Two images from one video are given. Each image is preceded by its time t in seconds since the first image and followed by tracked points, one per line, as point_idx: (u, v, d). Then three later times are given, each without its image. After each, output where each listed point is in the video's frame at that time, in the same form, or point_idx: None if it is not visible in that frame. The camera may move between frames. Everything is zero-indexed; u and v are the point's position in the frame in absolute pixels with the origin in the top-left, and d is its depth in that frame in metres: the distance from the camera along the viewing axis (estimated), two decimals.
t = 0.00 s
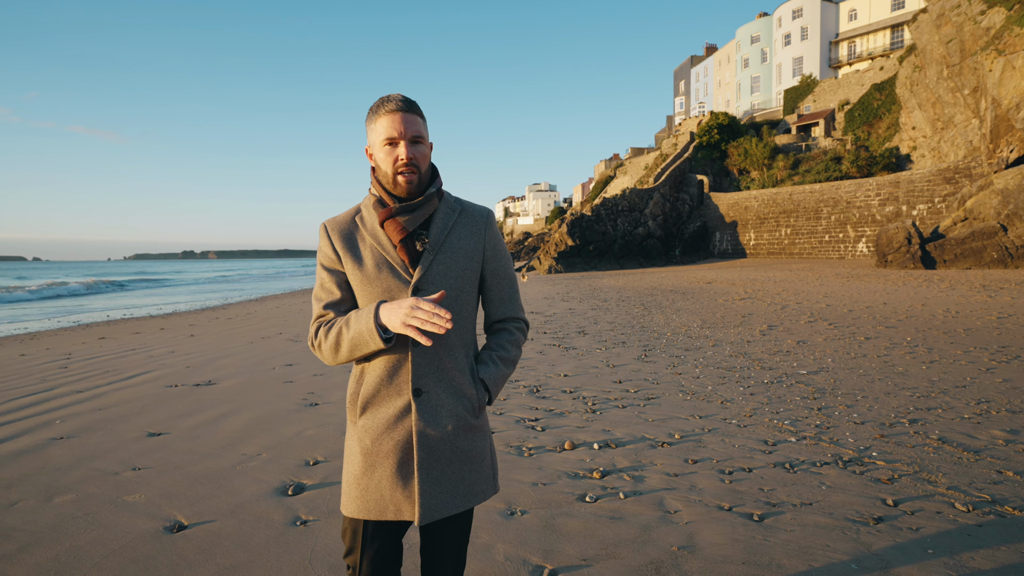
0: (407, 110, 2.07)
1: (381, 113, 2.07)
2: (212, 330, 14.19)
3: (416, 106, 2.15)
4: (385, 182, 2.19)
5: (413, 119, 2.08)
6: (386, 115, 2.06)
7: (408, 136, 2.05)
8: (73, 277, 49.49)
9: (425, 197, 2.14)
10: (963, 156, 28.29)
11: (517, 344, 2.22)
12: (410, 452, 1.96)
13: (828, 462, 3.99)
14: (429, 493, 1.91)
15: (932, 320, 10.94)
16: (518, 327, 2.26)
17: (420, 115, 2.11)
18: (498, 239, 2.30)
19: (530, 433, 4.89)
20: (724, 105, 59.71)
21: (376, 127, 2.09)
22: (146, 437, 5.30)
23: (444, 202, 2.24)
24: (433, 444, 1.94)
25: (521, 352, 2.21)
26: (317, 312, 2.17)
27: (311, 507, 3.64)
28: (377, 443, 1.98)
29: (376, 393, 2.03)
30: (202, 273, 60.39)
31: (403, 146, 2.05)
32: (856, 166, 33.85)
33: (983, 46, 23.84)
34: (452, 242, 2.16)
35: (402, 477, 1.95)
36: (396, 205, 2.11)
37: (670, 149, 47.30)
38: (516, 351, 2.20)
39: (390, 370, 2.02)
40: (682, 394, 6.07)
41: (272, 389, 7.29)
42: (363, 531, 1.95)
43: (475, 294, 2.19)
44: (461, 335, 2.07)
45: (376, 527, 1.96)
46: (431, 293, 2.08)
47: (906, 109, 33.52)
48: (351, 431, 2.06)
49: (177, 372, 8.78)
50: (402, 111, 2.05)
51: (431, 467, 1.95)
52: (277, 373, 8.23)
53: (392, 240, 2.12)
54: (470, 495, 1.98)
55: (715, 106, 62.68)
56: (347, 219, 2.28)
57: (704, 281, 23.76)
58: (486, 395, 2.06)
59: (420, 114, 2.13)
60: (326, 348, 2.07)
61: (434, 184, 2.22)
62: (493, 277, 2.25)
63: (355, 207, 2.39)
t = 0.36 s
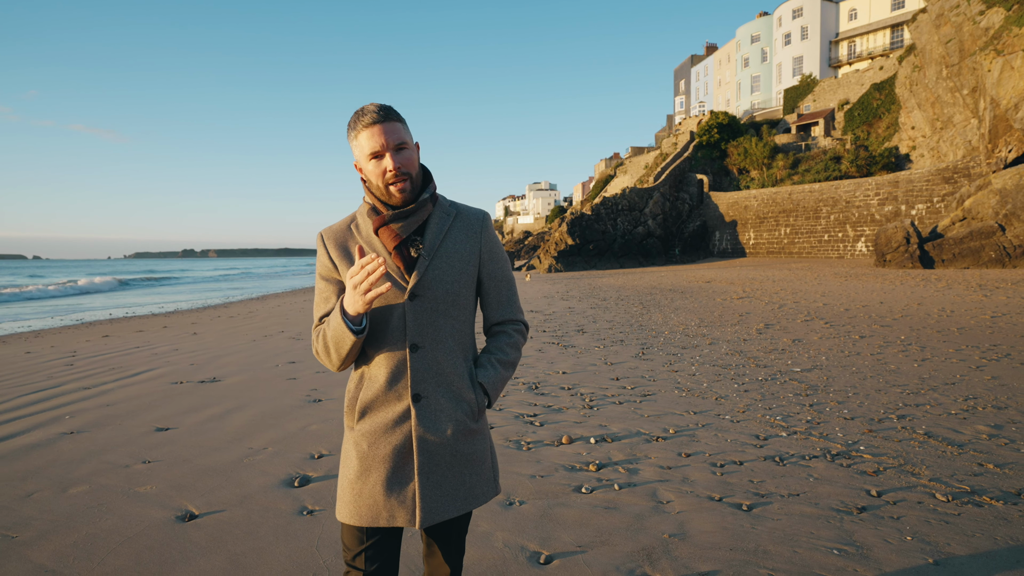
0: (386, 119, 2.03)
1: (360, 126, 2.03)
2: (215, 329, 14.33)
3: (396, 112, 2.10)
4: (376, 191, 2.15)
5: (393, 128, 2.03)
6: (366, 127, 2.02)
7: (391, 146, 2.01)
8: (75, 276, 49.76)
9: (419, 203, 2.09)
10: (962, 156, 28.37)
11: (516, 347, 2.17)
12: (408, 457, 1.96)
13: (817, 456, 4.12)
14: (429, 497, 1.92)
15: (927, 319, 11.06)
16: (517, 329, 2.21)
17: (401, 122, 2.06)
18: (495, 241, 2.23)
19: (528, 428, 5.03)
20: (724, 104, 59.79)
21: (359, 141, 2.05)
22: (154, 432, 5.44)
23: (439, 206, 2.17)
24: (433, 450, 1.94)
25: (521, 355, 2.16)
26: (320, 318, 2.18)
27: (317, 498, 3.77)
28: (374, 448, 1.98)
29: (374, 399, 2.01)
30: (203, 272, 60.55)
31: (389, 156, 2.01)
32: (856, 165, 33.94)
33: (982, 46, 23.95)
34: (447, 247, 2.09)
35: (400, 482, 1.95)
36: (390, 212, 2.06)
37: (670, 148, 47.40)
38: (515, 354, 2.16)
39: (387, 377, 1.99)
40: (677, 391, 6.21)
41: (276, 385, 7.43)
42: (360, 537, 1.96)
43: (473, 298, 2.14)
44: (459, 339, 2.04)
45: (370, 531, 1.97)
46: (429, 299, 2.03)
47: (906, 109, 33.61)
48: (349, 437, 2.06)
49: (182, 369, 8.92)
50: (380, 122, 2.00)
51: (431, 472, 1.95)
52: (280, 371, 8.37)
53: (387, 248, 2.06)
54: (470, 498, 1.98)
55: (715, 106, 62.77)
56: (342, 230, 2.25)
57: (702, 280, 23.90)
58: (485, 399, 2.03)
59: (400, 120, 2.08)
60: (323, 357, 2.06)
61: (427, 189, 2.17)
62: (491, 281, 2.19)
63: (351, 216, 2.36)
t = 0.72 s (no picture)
0: (351, 119, 2.05)
1: (325, 127, 2.05)
2: (219, 327, 14.50)
3: (360, 110, 2.13)
4: (345, 195, 2.17)
5: (358, 128, 2.05)
6: (332, 129, 2.04)
7: (358, 146, 2.04)
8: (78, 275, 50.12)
9: (391, 203, 2.13)
10: (961, 155, 28.49)
11: (497, 342, 2.23)
12: (399, 460, 2.01)
13: (806, 448, 4.27)
14: (423, 500, 1.98)
15: (922, 317, 11.19)
16: (497, 324, 2.27)
17: (366, 121, 2.09)
18: (471, 235, 2.28)
19: (528, 423, 5.18)
20: (724, 104, 59.92)
21: (324, 142, 2.07)
22: (164, 426, 5.60)
23: (411, 204, 2.21)
24: (423, 451, 1.99)
25: (503, 349, 2.22)
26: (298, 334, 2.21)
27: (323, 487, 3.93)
28: (363, 456, 2.01)
29: (359, 407, 2.05)
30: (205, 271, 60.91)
31: (356, 157, 2.03)
32: (855, 164, 34.03)
33: (980, 46, 24.08)
34: (424, 245, 2.13)
35: (391, 487, 2.00)
36: (363, 214, 2.10)
37: (669, 147, 47.52)
38: (498, 349, 2.22)
39: (372, 388, 2.02)
40: (673, 386, 6.37)
41: (280, 382, 7.60)
42: (355, 544, 2.01)
43: (453, 296, 2.19)
44: (443, 340, 2.09)
45: (364, 537, 2.03)
46: (409, 300, 2.07)
47: (905, 108, 33.71)
48: (334, 445, 2.08)
49: (188, 366, 9.09)
50: (345, 123, 2.03)
51: (423, 473, 2.00)
52: (284, 368, 8.53)
53: (364, 251, 2.09)
54: (462, 496, 2.04)
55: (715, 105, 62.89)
56: (313, 235, 2.26)
57: (701, 280, 24.07)
58: (472, 397, 2.09)
59: (366, 119, 2.10)
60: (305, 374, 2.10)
61: (398, 188, 2.20)
62: (470, 276, 2.24)
63: (322, 219, 2.37)
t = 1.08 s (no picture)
0: (340, 114, 2.01)
1: (314, 120, 2.01)
2: (223, 326, 14.69)
3: (351, 106, 2.09)
4: (329, 190, 2.13)
5: (347, 124, 2.01)
6: (321, 123, 2.01)
7: (345, 142, 2.00)
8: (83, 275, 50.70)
9: (373, 200, 2.08)
10: (961, 155, 28.58)
11: (480, 342, 2.18)
12: (378, 459, 1.96)
13: (798, 442, 4.41)
14: (404, 500, 1.92)
15: (919, 316, 11.32)
16: (479, 323, 2.21)
17: (356, 118, 2.05)
18: (454, 234, 2.23)
19: (528, 418, 5.34)
20: (725, 103, 59.99)
21: (313, 135, 2.04)
22: (175, 421, 5.78)
23: (393, 202, 2.17)
24: (403, 450, 1.94)
25: (486, 348, 2.17)
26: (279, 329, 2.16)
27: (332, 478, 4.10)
28: (343, 454, 1.97)
29: (339, 405, 2.01)
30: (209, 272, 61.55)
31: (342, 153, 2.00)
32: (856, 164, 34.07)
33: (981, 46, 24.18)
34: (405, 243, 2.09)
35: (371, 485, 1.96)
36: (344, 211, 2.06)
37: (670, 147, 47.63)
38: (480, 348, 2.16)
39: (350, 383, 1.99)
40: (671, 383, 6.52)
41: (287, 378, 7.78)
42: (341, 543, 1.98)
43: (434, 294, 2.14)
44: (423, 338, 2.04)
45: (350, 538, 1.99)
46: (389, 297, 2.02)
47: (906, 107, 33.77)
48: (316, 445, 2.05)
49: (195, 364, 9.28)
50: (335, 117, 1.99)
51: (404, 472, 1.95)
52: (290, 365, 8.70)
53: (343, 247, 2.05)
54: (445, 497, 1.99)
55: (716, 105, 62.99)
56: (295, 231, 2.22)
57: (702, 279, 24.18)
58: (453, 395, 2.04)
59: (356, 116, 2.06)
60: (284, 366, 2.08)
61: (381, 186, 2.16)
62: (451, 275, 2.19)
63: (306, 215, 2.33)
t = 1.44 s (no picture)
0: (352, 121, 2.01)
1: (325, 124, 2.01)
2: (232, 324, 14.91)
3: (362, 114, 2.09)
4: (332, 192, 2.13)
5: (357, 131, 2.01)
6: (331, 127, 2.00)
7: (353, 148, 2.00)
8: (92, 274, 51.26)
9: (374, 205, 2.08)
10: (967, 154, 28.50)
11: (472, 345, 2.16)
12: (370, 456, 1.97)
13: (794, 438, 4.53)
14: (394, 497, 1.92)
15: (921, 315, 11.38)
16: (472, 328, 2.20)
17: (367, 125, 2.05)
18: (451, 240, 2.22)
19: (532, 414, 5.48)
20: (730, 102, 59.90)
21: (322, 138, 2.03)
22: (188, 416, 5.96)
23: (393, 207, 2.16)
24: (394, 448, 1.94)
25: (478, 352, 2.15)
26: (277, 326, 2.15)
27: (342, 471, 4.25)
28: (336, 450, 1.99)
29: (334, 402, 2.03)
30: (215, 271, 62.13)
31: (348, 158, 2.00)
32: (861, 163, 33.95)
33: (988, 44, 24.18)
34: (402, 247, 2.09)
35: (362, 481, 1.97)
36: (344, 214, 2.05)
37: (675, 146, 47.65)
38: (472, 352, 2.15)
39: (343, 381, 2.00)
40: (672, 381, 6.66)
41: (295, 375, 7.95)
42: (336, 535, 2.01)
43: (429, 297, 2.13)
44: (416, 339, 2.03)
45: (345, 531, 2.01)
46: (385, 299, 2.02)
47: (912, 106, 33.68)
48: (312, 440, 2.07)
49: (205, 361, 9.47)
50: (346, 123, 1.99)
51: (395, 470, 1.95)
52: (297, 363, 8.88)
53: (342, 250, 2.05)
54: (437, 496, 1.98)
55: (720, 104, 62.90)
56: (297, 231, 2.21)
57: (706, 279, 24.21)
58: (443, 396, 2.03)
59: (367, 123, 2.07)
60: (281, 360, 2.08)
61: (382, 191, 2.15)
62: (446, 281, 2.18)
63: (309, 216, 2.32)
